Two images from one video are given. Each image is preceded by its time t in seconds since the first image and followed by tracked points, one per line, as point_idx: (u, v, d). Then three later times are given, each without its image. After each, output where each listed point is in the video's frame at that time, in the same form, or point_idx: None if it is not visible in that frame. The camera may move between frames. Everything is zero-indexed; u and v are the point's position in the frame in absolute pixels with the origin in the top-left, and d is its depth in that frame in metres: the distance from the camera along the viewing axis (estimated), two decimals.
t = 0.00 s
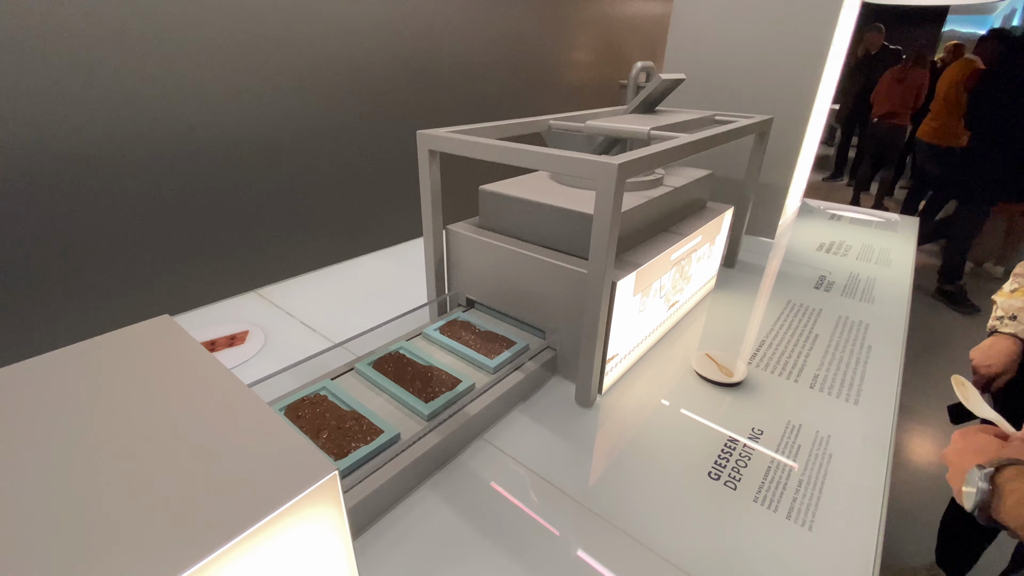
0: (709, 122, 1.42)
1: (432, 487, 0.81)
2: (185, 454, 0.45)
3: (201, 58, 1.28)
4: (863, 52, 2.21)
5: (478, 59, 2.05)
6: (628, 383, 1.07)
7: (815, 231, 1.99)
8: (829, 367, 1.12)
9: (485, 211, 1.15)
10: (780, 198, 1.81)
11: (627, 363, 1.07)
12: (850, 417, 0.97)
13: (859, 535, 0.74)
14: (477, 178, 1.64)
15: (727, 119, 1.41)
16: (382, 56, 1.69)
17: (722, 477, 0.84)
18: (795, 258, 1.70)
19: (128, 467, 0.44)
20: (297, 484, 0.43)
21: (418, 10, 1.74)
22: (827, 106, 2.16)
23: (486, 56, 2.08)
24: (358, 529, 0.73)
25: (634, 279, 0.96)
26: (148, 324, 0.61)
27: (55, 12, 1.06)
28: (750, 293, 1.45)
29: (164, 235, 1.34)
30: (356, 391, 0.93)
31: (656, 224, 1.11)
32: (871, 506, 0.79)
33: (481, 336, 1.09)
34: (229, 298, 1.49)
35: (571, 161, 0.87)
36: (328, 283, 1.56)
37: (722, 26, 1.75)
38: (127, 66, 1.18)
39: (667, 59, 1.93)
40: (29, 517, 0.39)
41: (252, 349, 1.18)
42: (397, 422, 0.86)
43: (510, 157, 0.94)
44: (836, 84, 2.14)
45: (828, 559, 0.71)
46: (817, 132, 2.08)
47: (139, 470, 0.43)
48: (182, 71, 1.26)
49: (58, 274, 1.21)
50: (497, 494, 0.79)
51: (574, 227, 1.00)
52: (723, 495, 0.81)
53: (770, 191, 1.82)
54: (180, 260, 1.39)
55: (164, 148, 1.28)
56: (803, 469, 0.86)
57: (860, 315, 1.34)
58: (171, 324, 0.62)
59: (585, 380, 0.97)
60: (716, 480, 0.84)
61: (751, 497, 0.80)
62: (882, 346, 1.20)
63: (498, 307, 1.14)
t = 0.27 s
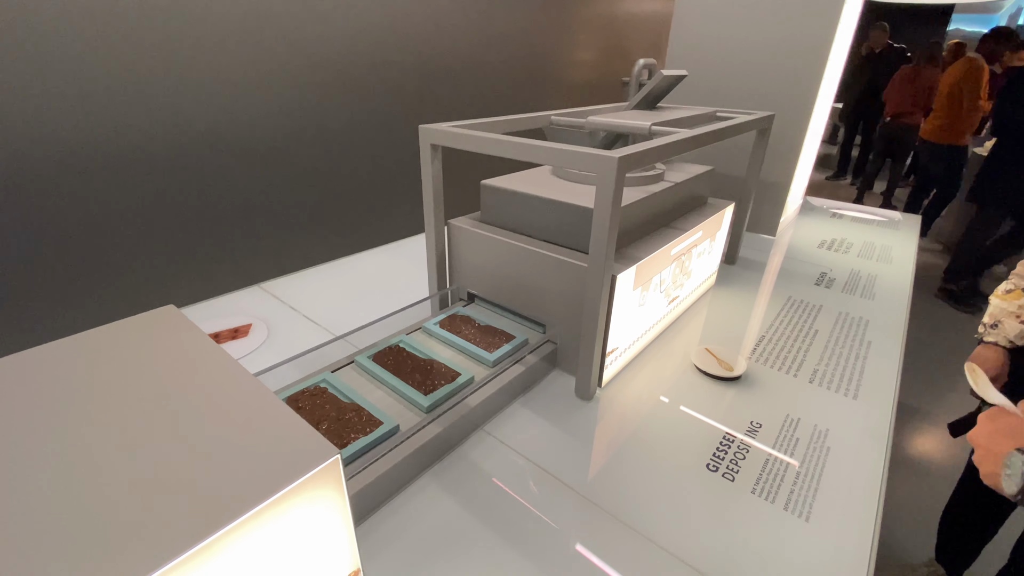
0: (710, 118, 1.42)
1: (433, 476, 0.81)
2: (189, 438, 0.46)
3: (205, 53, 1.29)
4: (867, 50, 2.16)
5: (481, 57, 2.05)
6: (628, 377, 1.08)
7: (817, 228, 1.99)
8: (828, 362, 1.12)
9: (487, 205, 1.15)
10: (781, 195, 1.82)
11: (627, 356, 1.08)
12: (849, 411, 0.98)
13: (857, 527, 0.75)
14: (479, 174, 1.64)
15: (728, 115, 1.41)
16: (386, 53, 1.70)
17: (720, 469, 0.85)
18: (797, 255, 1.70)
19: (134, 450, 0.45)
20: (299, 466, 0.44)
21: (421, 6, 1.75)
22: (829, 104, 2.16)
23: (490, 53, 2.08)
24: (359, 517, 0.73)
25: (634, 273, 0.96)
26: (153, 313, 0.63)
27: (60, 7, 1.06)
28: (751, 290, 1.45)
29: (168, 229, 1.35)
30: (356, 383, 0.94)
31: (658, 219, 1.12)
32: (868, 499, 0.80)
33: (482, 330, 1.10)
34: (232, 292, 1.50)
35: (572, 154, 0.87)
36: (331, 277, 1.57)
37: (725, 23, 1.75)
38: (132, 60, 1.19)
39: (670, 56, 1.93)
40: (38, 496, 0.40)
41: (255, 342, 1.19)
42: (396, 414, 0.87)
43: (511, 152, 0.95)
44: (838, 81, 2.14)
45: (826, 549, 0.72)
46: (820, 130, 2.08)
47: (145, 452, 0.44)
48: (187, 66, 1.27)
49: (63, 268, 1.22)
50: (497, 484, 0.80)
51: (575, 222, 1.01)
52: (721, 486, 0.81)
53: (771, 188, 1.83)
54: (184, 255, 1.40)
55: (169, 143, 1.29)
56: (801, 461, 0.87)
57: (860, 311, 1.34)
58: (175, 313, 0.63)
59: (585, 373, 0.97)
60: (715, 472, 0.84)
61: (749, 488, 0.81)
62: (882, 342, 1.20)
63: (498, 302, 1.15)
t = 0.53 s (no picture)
0: (713, 116, 1.42)
1: (434, 467, 0.82)
2: (196, 425, 0.47)
3: (212, 49, 1.30)
4: (873, 49, 2.20)
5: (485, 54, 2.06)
6: (628, 372, 1.08)
7: (820, 227, 1.99)
8: (829, 359, 1.12)
9: (489, 201, 1.16)
10: (784, 193, 1.82)
11: (628, 351, 1.09)
12: (848, 407, 0.98)
13: (853, 521, 0.76)
14: (482, 171, 1.65)
15: (731, 113, 1.42)
16: (390, 51, 1.71)
17: (719, 463, 0.86)
18: (799, 254, 1.70)
19: (143, 436, 0.46)
20: (303, 451, 0.45)
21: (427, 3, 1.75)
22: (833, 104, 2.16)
23: (494, 51, 2.08)
24: (361, 506, 0.74)
25: (635, 268, 0.97)
26: (161, 305, 0.64)
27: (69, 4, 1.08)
28: (752, 287, 1.46)
29: (174, 224, 1.37)
30: (358, 377, 0.95)
31: (659, 215, 1.12)
32: (865, 493, 0.80)
33: (484, 325, 1.11)
34: (237, 286, 1.52)
35: (574, 150, 0.88)
36: (335, 272, 1.58)
37: (729, 21, 1.75)
38: (139, 56, 1.20)
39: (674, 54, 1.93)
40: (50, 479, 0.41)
41: (259, 335, 1.20)
42: (397, 407, 0.88)
43: (513, 148, 0.96)
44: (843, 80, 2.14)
45: (822, 541, 0.73)
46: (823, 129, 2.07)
47: (152, 438, 0.46)
48: (193, 62, 1.28)
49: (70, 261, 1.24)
50: (498, 476, 0.81)
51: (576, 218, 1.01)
52: (719, 480, 0.82)
53: (774, 186, 1.83)
54: (190, 249, 1.42)
55: (176, 138, 1.31)
56: (799, 455, 0.87)
57: (861, 309, 1.34)
58: (182, 304, 0.64)
59: (585, 368, 0.98)
60: (713, 466, 0.85)
61: (747, 482, 0.82)
62: (883, 340, 1.20)
63: (500, 297, 1.16)
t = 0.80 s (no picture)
0: (719, 112, 1.42)
1: (440, 455, 0.84)
2: (210, 407, 0.49)
3: (221, 44, 1.31)
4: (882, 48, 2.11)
5: (492, 50, 2.07)
6: (632, 365, 1.09)
7: (826, 225, 1.99)
8: (832, 354, 1.13)
9: (495, 195, 1.17)
10: (790, 190, 1.82)
11: (632, 345, 1.10)
12: (851, 401, 0.99)
13: (854, 511, 0.76)
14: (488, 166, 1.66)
15: (737, 110, 1.42)
16: (398, 46, 1.72)
17: (721, 454, 0.87)
18: (805, 251, 1.71)
19: (158, 417, 0.47)
20: (314, 432, 0.47)
21: None
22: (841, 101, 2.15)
23: (500, 47, 2.09)
24: (369, 491, 0.76)
25: (640, 262, 0.98)
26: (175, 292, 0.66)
27: None
28: (757, 284, 1.46)
29: (184, 217, 1.38)
30: (363, 368, 0.96)
31: (665, 210, 1.13)
32: (867, 484, 0.81)
33: (488, 317, 1.12)
34: (246, 279, 1.53)
35: (580, 144, 0.89)
36: (343, 265, 1.60)
37: (736, 17, 1.75)
38: (150, 50, 1.21)
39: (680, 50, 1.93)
40: (71, 458, 0.42)
41: (267, 327, 1.22)
42: (402, 397, 0.89)
43: (522, 141, 0.96)
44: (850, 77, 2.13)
45: (823, 530, 0.74)
46: (830, 126, 2.07)
47: (166, 419, 0.47)
48: (203, 57, 1.29)
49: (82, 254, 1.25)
50: (503, 464, 0.82)
51: (582, 212, 1.02)
52: (721, 470, 0.83)
53: (780, 183, 1.83)
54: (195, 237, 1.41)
55: (186, 132, 1.32)
56: (802, 447, 0.88)
57: (866, 305, 1.35)
58: (194, 293, 0.66)
59: (589, 360, 0.99)
60: (716, 457, 0.86)
61: (749, 472, 0.83)
62: (888, 336, 1.20)
63: (506, 291, 1.17)
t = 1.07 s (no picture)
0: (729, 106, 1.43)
1: (450, 440, 0.85)
2: (228, 385, 0.50)
3: (236, 36, 1.33)
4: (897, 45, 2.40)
5: (505, 44, 2.08)
6: (640, 356, 1.10)
7: (836, 222, 1.98)
8: (840, 348, 1.13)
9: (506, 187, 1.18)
10: (800, 186, 1.81)
11: (640, 336, 1.11)
12: (858, 393, 0.99)
13: (859, 500, 0.77)
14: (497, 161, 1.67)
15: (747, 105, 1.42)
16: (408, 41, 1.73)
17: (727, 443, 0.88)
18: (814, 247, 1.71)
19: (179, 394, 0.49)
20: (331, 408, 0.49)
21: None
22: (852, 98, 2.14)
23: (510, 42, 2.09)
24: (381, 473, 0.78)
25: (649, 253, 0.99)
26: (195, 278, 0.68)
27: None
28: (765, 279, 1.47)
29: (198, 207, 1.41)
30: (374, 355, 0.98)
31: (674, 203, 1.14)
32: (873, 474, 0.82)
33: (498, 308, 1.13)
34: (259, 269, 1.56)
35: (591, 135, 0.90)
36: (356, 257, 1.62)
37: (747, 12, 1.75)
38: (166, 42, 1.23)
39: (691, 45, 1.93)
40: (98, 430, 0.44)
41: (280, 315, 1.24)
42: (411, 383, 0.91)
43: (533, 133, 0.98)
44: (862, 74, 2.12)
45: (827, 518, 0.75)
46: (840, 123, 2.07)
47: (186, 396, 0.49)
48: (218, 49, 1.31)
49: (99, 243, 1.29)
50: (512, 449, 0.84)
51: (591, 203, 1.03)
52: (727, 459, 0.84)
53: (790, 179, 1.83)
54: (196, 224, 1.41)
55: (201, 123, 1.35)
56: (807, 438, 0.89)
57: (874, 301, 1.35)
58: (214, 278, 0.68)
59: (597, 350, 1.00)
60: (722, 446, 0.87)
61: (755, 461, 0.84)
62: (896, 331, 1.21)
63: (515, 283, 1.18)
